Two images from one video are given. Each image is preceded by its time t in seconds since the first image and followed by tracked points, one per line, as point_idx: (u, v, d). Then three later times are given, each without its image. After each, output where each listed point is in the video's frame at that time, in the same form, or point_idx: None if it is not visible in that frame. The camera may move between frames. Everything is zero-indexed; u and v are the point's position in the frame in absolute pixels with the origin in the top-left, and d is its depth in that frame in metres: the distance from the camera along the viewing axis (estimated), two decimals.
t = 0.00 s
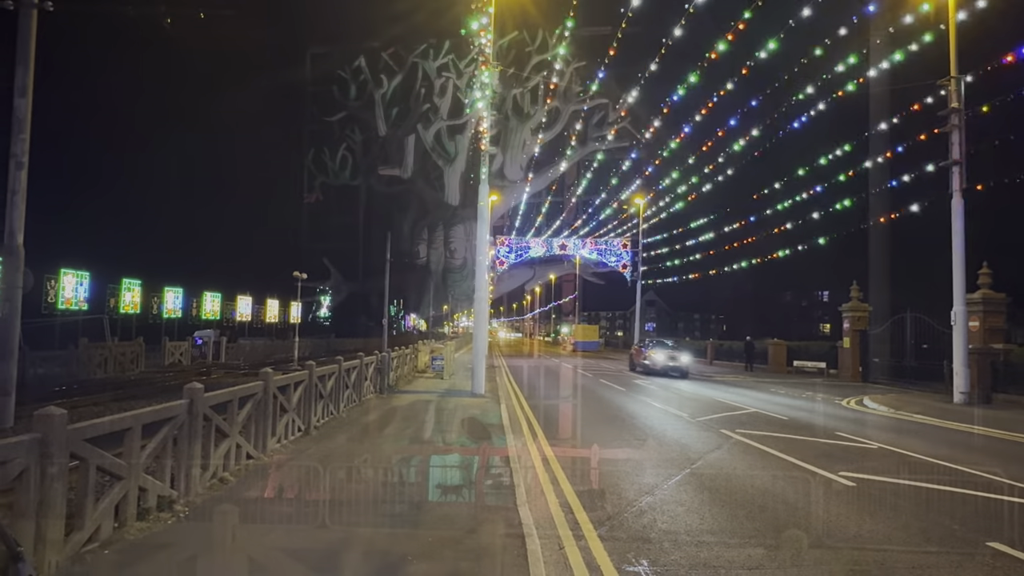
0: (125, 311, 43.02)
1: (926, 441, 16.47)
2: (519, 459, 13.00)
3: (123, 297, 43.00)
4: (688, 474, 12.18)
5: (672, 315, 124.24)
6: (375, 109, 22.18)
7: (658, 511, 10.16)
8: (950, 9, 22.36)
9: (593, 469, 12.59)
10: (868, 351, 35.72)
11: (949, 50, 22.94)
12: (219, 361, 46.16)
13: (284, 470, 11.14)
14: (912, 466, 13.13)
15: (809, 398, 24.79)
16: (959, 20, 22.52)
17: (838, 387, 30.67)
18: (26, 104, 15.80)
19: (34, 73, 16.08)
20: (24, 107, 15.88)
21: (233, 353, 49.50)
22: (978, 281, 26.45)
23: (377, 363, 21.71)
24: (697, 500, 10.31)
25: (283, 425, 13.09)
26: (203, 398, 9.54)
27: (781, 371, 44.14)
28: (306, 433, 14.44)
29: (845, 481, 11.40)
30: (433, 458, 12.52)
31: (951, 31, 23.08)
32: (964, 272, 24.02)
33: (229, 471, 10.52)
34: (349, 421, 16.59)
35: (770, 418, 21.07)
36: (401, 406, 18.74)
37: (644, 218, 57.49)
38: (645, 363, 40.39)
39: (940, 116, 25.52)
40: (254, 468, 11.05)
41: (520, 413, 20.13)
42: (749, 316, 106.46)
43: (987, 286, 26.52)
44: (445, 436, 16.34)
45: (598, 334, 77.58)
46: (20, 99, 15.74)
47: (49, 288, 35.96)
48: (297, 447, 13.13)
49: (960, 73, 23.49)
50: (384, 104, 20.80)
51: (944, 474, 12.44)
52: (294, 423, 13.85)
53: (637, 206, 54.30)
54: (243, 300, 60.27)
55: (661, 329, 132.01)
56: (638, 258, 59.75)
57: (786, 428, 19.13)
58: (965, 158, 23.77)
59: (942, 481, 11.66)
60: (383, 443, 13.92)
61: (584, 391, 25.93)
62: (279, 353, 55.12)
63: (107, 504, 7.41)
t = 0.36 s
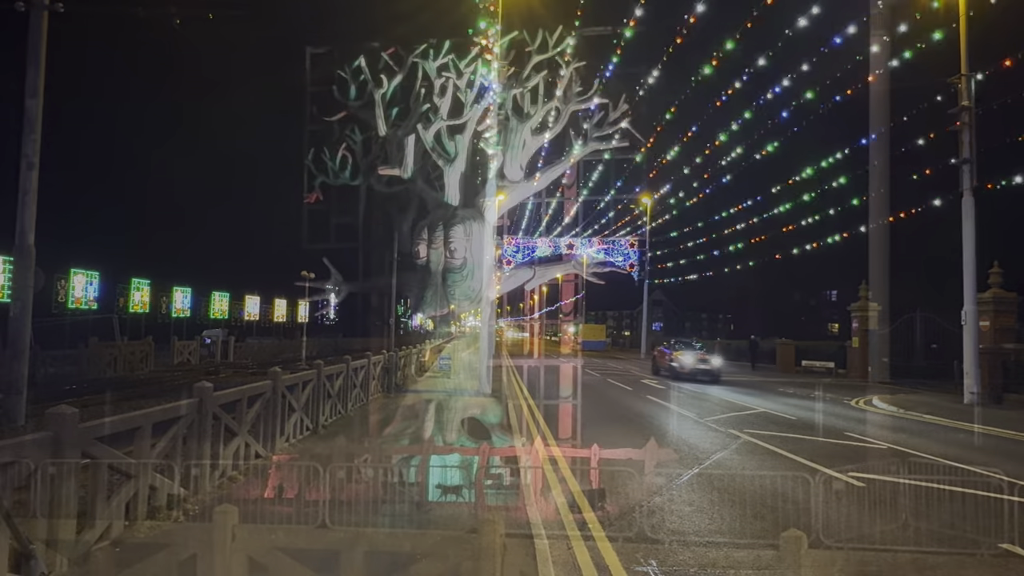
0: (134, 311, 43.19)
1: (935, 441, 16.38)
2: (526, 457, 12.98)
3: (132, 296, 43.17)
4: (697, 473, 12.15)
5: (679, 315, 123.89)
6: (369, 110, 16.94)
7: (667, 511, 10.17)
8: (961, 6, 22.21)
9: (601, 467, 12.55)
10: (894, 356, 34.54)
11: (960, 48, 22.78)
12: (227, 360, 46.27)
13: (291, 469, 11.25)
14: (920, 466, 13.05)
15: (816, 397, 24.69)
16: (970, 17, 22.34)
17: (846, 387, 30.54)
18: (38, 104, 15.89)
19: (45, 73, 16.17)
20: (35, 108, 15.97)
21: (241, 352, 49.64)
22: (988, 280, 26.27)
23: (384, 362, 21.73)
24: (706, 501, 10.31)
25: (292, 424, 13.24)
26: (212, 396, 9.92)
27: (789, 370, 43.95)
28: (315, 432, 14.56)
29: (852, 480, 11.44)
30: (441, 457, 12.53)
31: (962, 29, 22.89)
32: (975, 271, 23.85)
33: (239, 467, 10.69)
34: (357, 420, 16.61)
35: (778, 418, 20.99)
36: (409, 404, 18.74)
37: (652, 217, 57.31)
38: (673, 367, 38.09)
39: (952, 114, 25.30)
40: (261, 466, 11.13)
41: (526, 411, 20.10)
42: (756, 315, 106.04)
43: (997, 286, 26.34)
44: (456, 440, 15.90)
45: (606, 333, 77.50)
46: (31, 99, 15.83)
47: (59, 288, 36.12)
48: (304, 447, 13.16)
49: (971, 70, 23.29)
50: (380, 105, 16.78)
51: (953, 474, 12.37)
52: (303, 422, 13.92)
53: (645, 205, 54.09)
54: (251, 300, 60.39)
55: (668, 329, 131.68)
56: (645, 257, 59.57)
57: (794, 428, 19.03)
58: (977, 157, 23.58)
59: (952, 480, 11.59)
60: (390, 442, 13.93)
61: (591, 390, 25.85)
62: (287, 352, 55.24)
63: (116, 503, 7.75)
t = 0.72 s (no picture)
0: (138, 310, 43.30)
1: (938, 440, 16.37)
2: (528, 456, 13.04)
3: (135, 295, 43.29)
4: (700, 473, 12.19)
5: (682, 314, 123.88)
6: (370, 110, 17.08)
7: (670, 516, 10.20)
8: (964, 4, 22.15)
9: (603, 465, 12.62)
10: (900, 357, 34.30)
11: (964, 45, 22.74)
12: (230, 359, 46.39)
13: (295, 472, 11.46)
14: (923, 466, 13.05)
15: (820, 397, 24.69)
16: (973, 15, 22.29)
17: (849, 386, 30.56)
18: (41, 104, 15.98)
19: (49, 74, 16.27)
20: (39, 108, 16.05)
21: (245, 351, 49.72)
22: (992, 279, 26.25)
23: (388, 362, 21.83)
24: (709, 503, 10.34)
25: (293, 423, 14.22)
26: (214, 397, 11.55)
27: (793, 369, 43.98)
28: (318, 430, 15.47)
29: (857, 478, 11.45)
30: (444, 457, 12.60)
31: (966, 27, 22.85)
32: (979, 270, 23.82)
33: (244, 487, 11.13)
34: (360, 420, 16.69)
35: (781, 417, 21.00)
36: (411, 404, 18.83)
37: (654, 216, 57.40)
38: (688, 368, 38.04)
39: (955, 112, 25.24)
40: (266, 466, 11.28)
41: (529, 410, 20.18)
42: (759, 314, 106.00)
43: (1001, 285, 26.31)
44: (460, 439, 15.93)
45: (609, 332, 77.57)
46: (34, 99, 15.91)
47: (63, 287, 36.22)
48: (307, 446, 13.26)
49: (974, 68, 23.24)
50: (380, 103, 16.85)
51: (956, 474, 12.36)
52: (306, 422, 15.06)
53: (647, 204, 54.15)
54: (254, 299, 60.49)
55: (671, 327, 131.75)
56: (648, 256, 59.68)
57: (797, 428, 19.05)
58: (981, 155, 23.53)
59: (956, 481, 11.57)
60: (393, 442, 14.00)
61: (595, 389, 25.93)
62: (290, 351, 55.36)
63: (118, 504, 9.31)
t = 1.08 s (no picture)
0: (138, 310, 43.27)
1: (938, 441, 16.40)
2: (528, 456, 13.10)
3: (135, 295, 43.26)
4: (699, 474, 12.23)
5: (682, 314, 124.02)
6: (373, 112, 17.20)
7: (670, 517, 10.25)
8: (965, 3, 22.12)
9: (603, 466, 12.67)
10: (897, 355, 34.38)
11: (963, 45, 22.74)
12: (231, 359, 46.39)
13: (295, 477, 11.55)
14: (923, 467, 13.07)
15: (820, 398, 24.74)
16: (973, 15, 22.29)
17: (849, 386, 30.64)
18: (41, 104, 15.96)
19: (49, 75, 16.27)
20: (39, 108, 16.04)
21: (245, 351, 49.77)
22: (992, 280, 26.28)
23: (389, 363, 21.89)
24: (709, 502, 10.41)
25: (296, 425, 14.67)
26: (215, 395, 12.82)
27: (793, 369, 44.05)
28: (317, 430, 15.92)
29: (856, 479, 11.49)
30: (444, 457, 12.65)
31: (966, 27, 22.85)
32: (979, 271, 23.84)
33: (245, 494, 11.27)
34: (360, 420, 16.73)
35: (782, 418, 21.01)
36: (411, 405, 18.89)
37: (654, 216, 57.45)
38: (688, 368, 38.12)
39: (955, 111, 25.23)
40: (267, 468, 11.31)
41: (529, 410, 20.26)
42: (759, 314, 106.11)
43: (1001, 286, 26.35)
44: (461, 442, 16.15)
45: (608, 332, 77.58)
46: (34, 99, 15.90)
47: (63, 287, 36.17)
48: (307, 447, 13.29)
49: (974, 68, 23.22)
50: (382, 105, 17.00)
51: (956, 474, 12.39)
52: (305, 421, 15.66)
53: (647, 203, 54.17)
54: (254, 298, 60.48)
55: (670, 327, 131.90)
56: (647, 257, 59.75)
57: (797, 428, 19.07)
58: (981, 154, 23.52)
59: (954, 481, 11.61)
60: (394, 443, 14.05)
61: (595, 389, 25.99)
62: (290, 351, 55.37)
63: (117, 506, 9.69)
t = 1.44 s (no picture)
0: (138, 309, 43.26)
1: (940, 441, 16.38)
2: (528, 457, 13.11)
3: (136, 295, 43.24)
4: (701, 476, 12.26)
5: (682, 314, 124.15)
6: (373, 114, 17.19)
7: (671, 519, 10.25)
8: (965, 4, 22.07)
9: (605, 469, 12.62)
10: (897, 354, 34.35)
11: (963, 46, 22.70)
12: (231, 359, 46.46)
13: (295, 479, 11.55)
14: (924, 468, 13.05)
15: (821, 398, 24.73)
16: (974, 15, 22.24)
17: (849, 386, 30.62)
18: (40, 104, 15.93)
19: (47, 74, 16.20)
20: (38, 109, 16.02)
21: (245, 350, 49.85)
22: (992, 280, 26.28)
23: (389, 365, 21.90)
24: (710, 504, 10.44)
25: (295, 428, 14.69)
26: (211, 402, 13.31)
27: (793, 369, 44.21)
28: (315, 434, 15.94)
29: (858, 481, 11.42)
30: (444, 459, 12.61)
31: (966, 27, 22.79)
32: (979, 271, 23.83)
33: (244, 495, 11.27)
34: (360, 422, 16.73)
35: (783, 418, 21.00)
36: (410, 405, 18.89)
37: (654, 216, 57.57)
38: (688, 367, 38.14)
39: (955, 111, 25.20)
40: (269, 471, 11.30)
41: (530, 412, 20.32)
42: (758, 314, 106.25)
43: (1001, 287, 26.34)
44: (461, 442, 16.14)
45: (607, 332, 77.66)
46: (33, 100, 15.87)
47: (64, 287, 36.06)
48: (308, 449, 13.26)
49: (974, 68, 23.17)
50: (381, 109, 16.98)
51: (956, 473, 12.39)
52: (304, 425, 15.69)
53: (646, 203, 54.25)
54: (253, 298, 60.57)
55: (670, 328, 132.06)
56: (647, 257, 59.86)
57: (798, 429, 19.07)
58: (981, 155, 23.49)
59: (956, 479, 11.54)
60: (394, 444, 14.03)
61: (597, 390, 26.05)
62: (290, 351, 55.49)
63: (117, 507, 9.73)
